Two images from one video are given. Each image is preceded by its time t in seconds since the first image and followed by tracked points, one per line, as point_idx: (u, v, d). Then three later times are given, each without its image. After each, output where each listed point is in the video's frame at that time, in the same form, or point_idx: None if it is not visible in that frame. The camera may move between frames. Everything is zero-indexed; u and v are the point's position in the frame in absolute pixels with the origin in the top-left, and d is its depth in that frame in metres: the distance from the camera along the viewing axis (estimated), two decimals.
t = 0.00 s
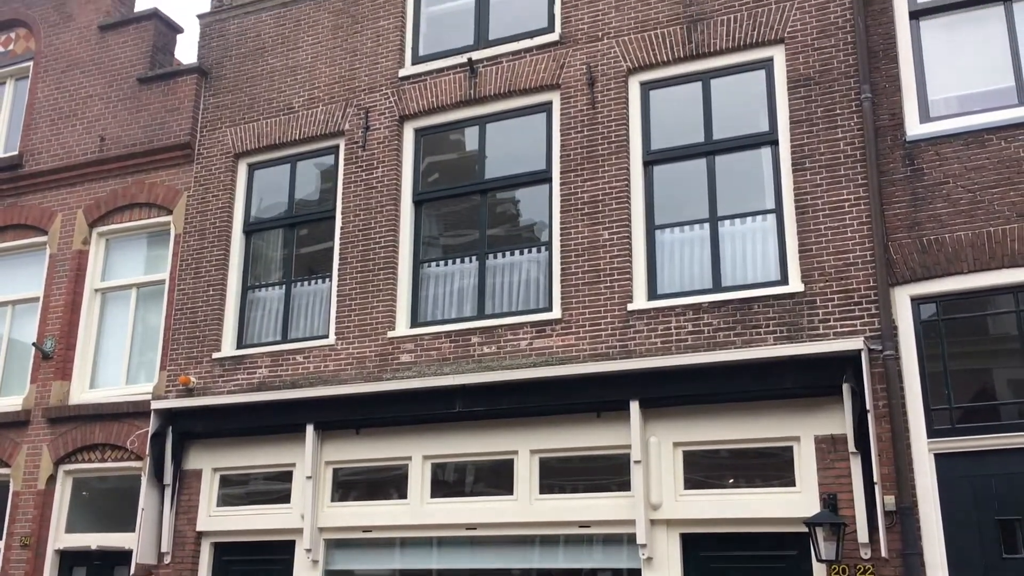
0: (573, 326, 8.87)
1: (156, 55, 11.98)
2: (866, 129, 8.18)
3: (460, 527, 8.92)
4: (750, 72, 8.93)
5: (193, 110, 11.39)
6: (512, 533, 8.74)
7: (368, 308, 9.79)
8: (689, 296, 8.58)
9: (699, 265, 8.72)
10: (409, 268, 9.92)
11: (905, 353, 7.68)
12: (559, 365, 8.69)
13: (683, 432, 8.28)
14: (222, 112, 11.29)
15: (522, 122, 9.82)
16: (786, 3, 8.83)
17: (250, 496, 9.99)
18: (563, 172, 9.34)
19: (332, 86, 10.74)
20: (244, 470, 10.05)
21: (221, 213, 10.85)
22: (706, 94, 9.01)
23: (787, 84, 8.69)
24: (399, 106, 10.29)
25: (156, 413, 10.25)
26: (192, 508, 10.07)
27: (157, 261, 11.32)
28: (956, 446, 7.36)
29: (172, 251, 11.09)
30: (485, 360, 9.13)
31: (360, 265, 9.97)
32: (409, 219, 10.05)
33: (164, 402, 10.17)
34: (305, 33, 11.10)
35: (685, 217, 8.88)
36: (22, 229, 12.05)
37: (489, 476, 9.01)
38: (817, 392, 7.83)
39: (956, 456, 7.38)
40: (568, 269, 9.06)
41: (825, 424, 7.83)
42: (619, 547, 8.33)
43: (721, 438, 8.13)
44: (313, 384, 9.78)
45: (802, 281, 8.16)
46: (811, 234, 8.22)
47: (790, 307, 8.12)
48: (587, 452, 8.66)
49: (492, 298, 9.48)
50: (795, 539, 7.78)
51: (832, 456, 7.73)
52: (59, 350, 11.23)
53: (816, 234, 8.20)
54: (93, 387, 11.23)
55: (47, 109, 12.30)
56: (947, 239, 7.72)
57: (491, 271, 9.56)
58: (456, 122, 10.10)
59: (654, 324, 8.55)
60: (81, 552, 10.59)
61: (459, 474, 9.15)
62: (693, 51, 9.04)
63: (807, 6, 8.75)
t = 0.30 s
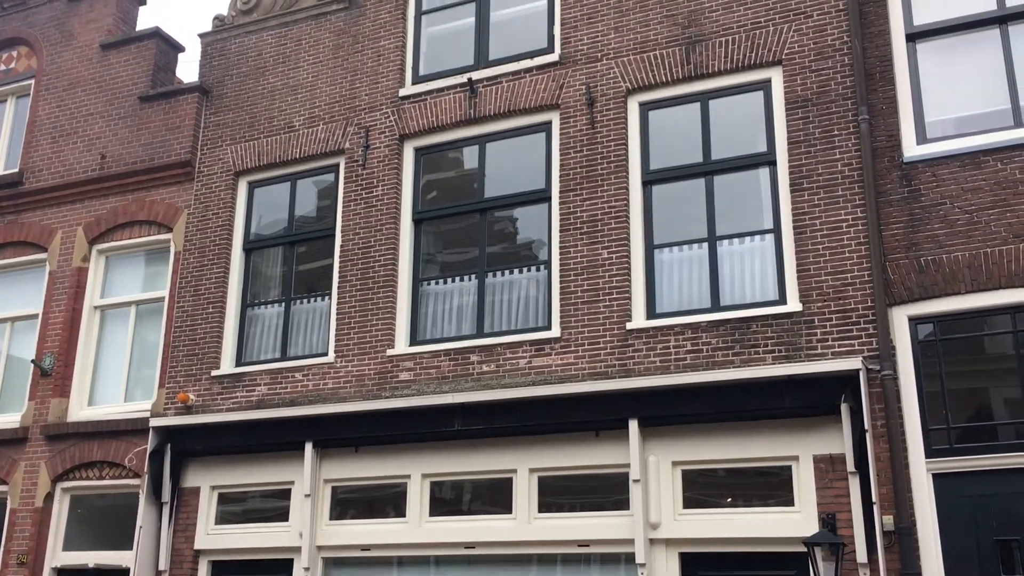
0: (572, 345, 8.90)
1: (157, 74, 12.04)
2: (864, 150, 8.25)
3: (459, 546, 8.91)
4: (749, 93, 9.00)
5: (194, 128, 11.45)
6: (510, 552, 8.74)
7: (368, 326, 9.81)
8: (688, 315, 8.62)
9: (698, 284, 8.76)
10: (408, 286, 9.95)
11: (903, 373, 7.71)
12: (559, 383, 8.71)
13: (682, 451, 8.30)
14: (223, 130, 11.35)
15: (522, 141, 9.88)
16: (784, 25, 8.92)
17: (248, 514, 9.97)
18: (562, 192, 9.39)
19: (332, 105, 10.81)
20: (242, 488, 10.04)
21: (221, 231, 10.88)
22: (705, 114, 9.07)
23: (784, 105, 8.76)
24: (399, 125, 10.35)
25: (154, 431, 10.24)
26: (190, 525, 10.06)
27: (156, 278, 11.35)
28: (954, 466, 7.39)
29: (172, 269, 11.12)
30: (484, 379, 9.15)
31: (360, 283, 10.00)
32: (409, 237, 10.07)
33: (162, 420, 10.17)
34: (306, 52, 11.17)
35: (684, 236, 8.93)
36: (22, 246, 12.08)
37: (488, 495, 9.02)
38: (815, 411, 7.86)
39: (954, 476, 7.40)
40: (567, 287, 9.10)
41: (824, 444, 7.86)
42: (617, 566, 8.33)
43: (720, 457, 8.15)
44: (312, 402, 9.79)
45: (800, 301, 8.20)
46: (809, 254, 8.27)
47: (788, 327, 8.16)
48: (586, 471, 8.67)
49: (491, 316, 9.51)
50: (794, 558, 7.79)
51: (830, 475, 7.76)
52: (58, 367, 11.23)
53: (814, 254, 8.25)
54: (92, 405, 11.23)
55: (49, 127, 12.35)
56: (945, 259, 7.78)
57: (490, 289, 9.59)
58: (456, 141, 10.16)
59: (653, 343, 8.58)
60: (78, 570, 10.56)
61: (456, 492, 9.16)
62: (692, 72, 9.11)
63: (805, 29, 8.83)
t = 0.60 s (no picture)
0: (568, 360, 8.92)
1: (156, 88, 12.08)
2: (859, 168, 8.30)
3: (454, 561, 8.90)
4: (744, 110, 9.05)
5: (192, 143, 11.48)
6: (506, 568, 8.72)
7: (364, 341, 9.83)
8: (684, 331, 8.65)
9: (694, 300, 8.79)
10: (405, 300, 9.95)
11: (898, 390, 7.74)
12: (555, 399, 8.73)
13: (678, 467, 8.31)
14: (221, 145, 11.38)
15: (519, 157, 9.92)
16: (779, 44, 8.98)
17: (243, 528, 9.95)
18: (559, 207, 9.43)
19: (330, 120, 10.85)
20: (237, 502, 10.01)
21: (218, 245, 10.90)
22: (701, 131, 9.12)
23: (780, 123, 8.82)
24: (397, 140, 10.39)
25: (149, 445, 10.23)
26: (184, 540, 10.03)
27: (152, 292, 11.35)
28: (949, 483, 7.41)
29: (168, 283, 11.12)
30: (480, 394, 9.16)
31: (357, 297, 10.01)
32: (406, 252, 10.10)
33: (158, 434, 10.16)
34: (304, 68, 11.23)
35: (680, 252, 8.96)
36: (18, 259, 12.08)
37: (483, 510, 9.01)
38: (811, 428, 7.89)
39: (949, 493, 7.42)
40: (563, 303, 9.12)
41: (819, 460, 7.88)
42: None
43: (716, 473, 8.16)
44: (308, 417, 9.79)
45: (796, 318, 8.23)
46: (804, 270, 8.31)
47: (784, 343, 8.18)
48: (581, 486, 8.67)
49: (488, 331, 9.52)
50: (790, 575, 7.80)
51: (826, 492, 7.77)
52: (53, 381, 11.22)
53: (810, 271, 8.29)
54: (87, 418, 11.22)
55: (46, 141, 12.36)
56: (939, 276, 7.82)
57: (487, 305, 9.61)
58: (453, 156, 10.20)
59: (649, 359, 8.61)
60: None
61: (451, 507, 9.16)
62: (688, 89, 9.17)
63: (800, 47, 8.90)
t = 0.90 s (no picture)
0: (560, 373, 8.94)
1: (150, 99, 12.10)
2: (849, 183, 8.36)
3: (445, 574, 8.90)
4: (736, 125, 9.11)
5: (186, 154, 11.49)
6: None
7: (356, 352, 9.83)
8: (676, 345, 8.68)
9: (685, 313, 8.82)
10: (397, 312, 9.96)
11: (888, 405, 7.78)
12: (546, 411, 8.74)
13: (668, 481, 8.32)
14: (215, 156, 11.41)
15: (512, 170, 9.95)
16: (771, 59, 9.05)
17: (233, 540, 9.93)
18: (552, 220, 9.46)
19: (324, 132, 10.88)
20: (228, 514, 9.99)
21: (211, 257, 10.91)
22: (693, 145, 9.17)
23: (771, 138, 8.87)
24: (391, 153, 10.42)
25: (139, 456, 10.21)
26: (175, 552, 10.01)
27: (144, 303, 11.35)
28: (938, 497, 7.44)
29: (161, 294, 11.12)
30: (472, 407, 9.16)
31: (349, 309, 10.02)
32: (398, 264, 10.11)
33: (148, 445, 10.14)
34: (299, 80, 11.26)
35: (672, 266, 9.00)
36: (10, 269, 12.07)
37: (474, 522, 9.00)
38: (801, 442, 7.91)
39: (939, 507, 7.45)
40: (555, 315, 9.14)
41: (809, 474, 7.91)
42: None
43: (707, 487, 8.18)
44: (299, 428, 9.78)
45: (786, 331, 8.26)
46: (794, 285, 8.35)
47: (774, 357, 8.22)
48: (572, 499, 8.67)
49: (480, 344, 9.54)
50: None
51: (816, 506, 7.80)
52: (44, 392, 11.18)
53: (800, 285, 8.33)
54: (78, 429, 11.20)
55: (40, 151, 12.37)
56: (929, 291, 7.88)
57: (479, 317, 9.62)
58: (446, 169, 10.23)
59: (640, 372, 8.63)
60: None
61: (442, 519, 9.15)
62: (681, 103, 9.23)
63: (792, 63, 8.96)
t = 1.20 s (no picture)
0: (549, 384, 8.96)
1: (142, 109, 12.11)
2: (837, 196, 8.41)
3: None
4: (726, 138, 9.16)
5: (177, 163, 11.51)
6: None
7: (347, 362, 9.84)
8: (665, 356, 8.71)
9: (675, 325, 8.85)
10: (388, 323, 9.98)
11: (875, 417, 7.82)
12: (536, 422, 8.76)
13: (657, 492, 8.34)
14: (207, 165, 11.42)
15: (503, 182, 9.99)
16: (760, 73, 9.11)
17: (222, 550, 9.91)
18: (542, 231, 9.49)
19: (316, 142, 10.91)
20: (217, 524, 9.97)
21: (202, 266, 10.92)
22: (683, 158, 9.22)
23: (760, 151, 8.92)
24: (382, 163, 10.45)
25: (128, 466, 10.14)
26: (163, 562, 9.99)
27: (134, 312, 11.34)
28: (925, 509, 7.48)
29: (151, 303, 11.12)
30: (462, 417, 9.18)
31: (340, 319, 10.04)
32: (389, 274, 10.13)
33: (137, 455, 10.11)
34: (291, 90, 11.29)
35: (661, 278, 9.04)
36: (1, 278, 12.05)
37: (463, 533, 9.01)
38: (789, 454, 7.94)
39: (925, 519, 7.49)
40: (545, 326, 9.17)
41: (797, 485, 7.94)
42: None
43: (695, 498, 8.20)
44: (289, 438, 9.78)
45: (775, 344, 8.30)
46: (783, 297, 8.39)
47: (763, 369, 8.25)
48: (562, 510, 8.68)
49: (470, 354, 9.55)
50: None
51: (804, 518, 7.83)
52: (32, 400, 11.15)
53: (789, 297, 8.37)
54: (66, 438, 11.17)
55: (31, 159, 12.37)
56: (916, 304, 7.93)
57: (470, 328, 9.64)
58: (437, 180, 10.27)
59: (630, 383, 8.65)
60: None
61: (433, 529, 9.14)
62: (671, 116, 9.28)
63: (781, 77, 9.03)
